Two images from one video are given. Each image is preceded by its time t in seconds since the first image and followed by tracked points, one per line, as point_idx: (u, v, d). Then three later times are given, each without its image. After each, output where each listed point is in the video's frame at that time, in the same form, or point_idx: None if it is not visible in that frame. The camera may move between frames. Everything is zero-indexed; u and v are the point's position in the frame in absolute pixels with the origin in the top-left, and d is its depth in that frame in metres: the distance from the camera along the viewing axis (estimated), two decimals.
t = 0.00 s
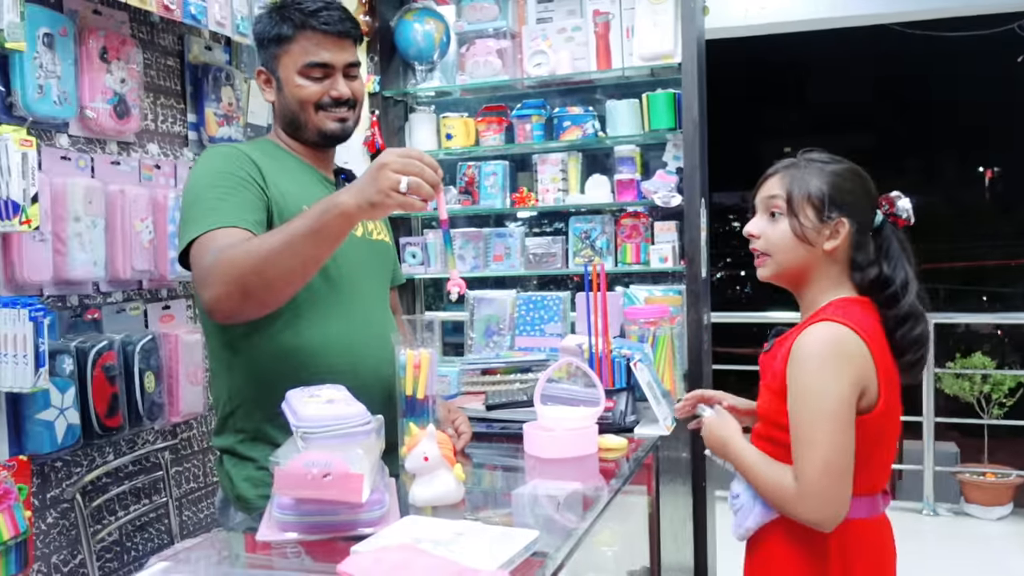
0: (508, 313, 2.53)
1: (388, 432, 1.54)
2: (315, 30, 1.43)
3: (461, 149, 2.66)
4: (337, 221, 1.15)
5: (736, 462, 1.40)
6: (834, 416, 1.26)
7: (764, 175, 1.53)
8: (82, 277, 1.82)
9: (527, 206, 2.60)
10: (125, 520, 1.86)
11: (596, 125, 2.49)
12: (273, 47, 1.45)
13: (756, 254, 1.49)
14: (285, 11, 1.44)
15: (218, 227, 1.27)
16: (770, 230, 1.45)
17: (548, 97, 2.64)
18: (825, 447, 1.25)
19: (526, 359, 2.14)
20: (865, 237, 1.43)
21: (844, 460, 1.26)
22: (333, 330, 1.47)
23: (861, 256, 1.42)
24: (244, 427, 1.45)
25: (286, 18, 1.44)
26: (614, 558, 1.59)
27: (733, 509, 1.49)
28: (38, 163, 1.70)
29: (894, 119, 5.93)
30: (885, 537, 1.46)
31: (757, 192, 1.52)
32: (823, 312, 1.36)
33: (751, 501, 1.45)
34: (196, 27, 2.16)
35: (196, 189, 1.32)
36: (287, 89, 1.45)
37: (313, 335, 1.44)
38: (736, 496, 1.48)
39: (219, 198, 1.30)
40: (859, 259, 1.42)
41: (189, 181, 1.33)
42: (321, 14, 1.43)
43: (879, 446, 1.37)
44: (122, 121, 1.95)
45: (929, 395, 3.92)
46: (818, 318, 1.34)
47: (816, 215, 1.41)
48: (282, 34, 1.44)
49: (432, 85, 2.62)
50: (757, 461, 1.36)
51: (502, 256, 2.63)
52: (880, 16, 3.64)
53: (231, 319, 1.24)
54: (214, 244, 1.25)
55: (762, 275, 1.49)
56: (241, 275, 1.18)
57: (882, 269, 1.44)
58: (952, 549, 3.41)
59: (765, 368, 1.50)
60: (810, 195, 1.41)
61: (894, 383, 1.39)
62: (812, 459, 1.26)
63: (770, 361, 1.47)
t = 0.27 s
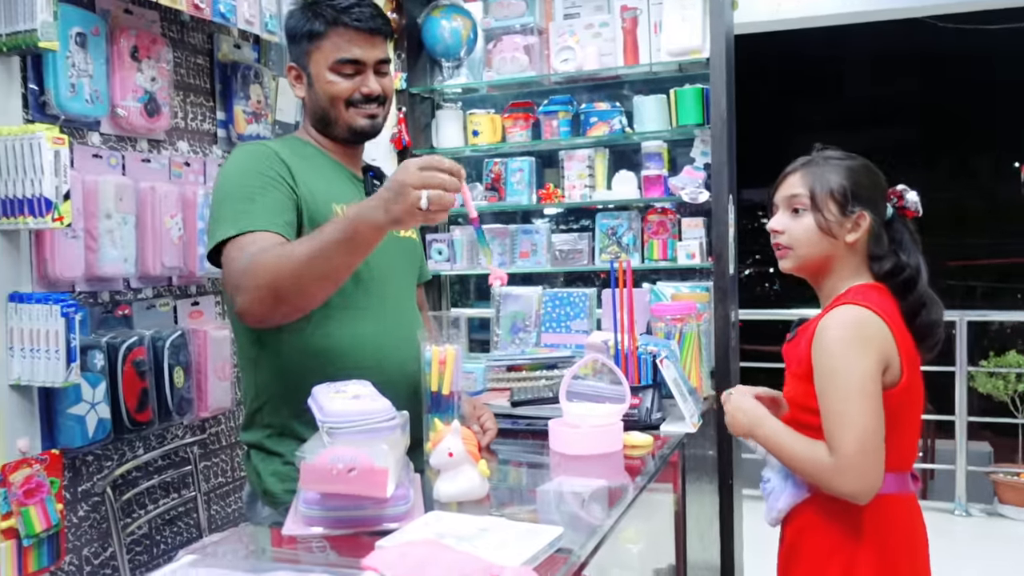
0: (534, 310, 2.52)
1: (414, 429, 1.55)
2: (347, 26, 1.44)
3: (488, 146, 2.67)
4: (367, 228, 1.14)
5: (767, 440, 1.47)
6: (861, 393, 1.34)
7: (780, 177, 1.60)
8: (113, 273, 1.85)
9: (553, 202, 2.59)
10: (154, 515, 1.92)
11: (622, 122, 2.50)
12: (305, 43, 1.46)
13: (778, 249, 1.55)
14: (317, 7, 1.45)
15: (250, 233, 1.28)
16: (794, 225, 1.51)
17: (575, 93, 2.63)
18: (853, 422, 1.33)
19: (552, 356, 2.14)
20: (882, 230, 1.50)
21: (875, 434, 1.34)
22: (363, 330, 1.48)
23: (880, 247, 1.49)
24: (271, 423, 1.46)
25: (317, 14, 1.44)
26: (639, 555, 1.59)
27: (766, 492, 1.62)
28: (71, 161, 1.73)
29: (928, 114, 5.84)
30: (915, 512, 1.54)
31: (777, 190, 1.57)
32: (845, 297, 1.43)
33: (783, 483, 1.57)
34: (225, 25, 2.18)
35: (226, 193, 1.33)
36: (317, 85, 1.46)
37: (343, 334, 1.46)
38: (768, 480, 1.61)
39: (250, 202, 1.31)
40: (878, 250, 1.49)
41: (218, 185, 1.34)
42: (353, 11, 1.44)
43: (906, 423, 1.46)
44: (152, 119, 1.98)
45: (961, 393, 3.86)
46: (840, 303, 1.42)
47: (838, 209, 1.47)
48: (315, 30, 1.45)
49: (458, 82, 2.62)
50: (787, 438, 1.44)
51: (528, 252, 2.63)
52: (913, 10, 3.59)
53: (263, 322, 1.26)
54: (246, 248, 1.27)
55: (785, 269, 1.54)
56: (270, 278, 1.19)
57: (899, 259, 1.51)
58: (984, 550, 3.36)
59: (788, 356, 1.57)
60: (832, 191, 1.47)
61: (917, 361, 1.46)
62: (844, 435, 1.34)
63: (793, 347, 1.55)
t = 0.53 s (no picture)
0: (542, 307, 2.52)
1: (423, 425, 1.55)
2: (360, 18, 1.44)
3: (495, 143, 2.66)
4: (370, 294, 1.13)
5: (761, 429, 1.47)
6: (863, 380, 1.33)
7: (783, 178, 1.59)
8: (122, 270, 1.86)
9: (562, 198, 2.59)
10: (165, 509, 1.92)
11: (631, 118, 2.48)
12: (317, 35, 1.46)
13: (784, 250, 1.54)
14: None
15: (259, 248, 1.29)
16: (798, 225, 1.50)
17: (584, 89, 2.62)
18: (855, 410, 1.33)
19: (559, 352, 2.13)
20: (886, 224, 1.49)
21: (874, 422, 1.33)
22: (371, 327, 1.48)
23: (884, 242, 1.48)
24: (280, 419, 1.47)
25: (329, 7, 1.45)
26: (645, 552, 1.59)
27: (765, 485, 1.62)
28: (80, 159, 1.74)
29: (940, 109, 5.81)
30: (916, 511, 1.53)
31: (780, 192, 1.56)
32: (846, 291, 1.43)
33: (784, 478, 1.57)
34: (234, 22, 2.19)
35: (233, 205, 1.33)
36: (329, 78, 1.46)
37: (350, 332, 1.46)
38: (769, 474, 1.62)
39: (259, 215, 1.32)
40: (882, 245, 1.48)
41: (225, 195, 1.34)
42: (366, 3, 1.44)
43: (905, 416, 1.45)
44: (162, 116, 1.99)
45: (973, 391, 3.84)
46: (843, 295, 1.42)
47: (840, 206, 1.46)
48: (327, 22, 1.45)
49: (467, 78, 2.62)
50: (782, 427, 1.44)
51: (536, 249, 2.63)
52: (924, 5, 3.57)
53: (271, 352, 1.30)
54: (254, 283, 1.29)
55: (793, 268, 1.54)
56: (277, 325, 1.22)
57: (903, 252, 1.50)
58: (995, 547, 3.34)
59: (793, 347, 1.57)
60: (834, 188, 1.47)
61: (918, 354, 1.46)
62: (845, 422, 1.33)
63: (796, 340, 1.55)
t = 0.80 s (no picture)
0: (541, 301, 2.54)
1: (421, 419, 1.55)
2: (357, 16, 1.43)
3: (495, 137, 2.66)
4: (384, 326, 1.24)
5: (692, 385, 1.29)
6: (827, 366, 1.29)
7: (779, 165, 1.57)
8: (120, 265, 1.86)
9: (561, 192, 2.59)
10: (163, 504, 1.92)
11: (630, 112, 2.47)
12: (313, 31, 1.46)
13: (777, 239, 1.53)
14: None
15: (260, 254, 1.31)
16: (789, 216, 1.49)
17: (583, 83, 2.61)
18: (810, 392, 1.28)
19: (558, 347, 2.13)
20: (879, 216, 1.47)
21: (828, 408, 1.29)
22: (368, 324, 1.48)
23: (876, 234, 1.46)
24: (277, 414, 1.46)
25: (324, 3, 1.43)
26: (644, 545, 1.59)
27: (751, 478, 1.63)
28: (77, 154, 1.73)
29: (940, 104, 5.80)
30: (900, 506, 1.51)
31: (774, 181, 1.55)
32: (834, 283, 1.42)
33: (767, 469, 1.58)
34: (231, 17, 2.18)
35: (231, 206, 1.34)
36: (325, 74, 1.46)
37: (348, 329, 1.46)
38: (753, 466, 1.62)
39: (257, 219, 1.33)
40: (875, 237, 1.46)
41: (223, 197, 1.34)
42: None
43: (885, 411, 1.43)
44: (159, 111, 1.98)
45: (972, 385, 3.84)
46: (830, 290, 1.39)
47: (832, 198, 1.44)
48: (324, 18, 1.44)
49: (465, 73, 2.62)
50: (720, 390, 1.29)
51: (535, 244, 2.62)
52: None
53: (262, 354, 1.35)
54: (251, 290, 1.31)
55: (785, 259, 1.53)
56: (281, 338, 1.27)
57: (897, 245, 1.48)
58: (994, 541, 3.34)
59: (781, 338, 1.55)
60: (826, 179, 1.44)
61: (904, 352, 1.42)
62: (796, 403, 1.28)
63: (786, 332, 1.54)
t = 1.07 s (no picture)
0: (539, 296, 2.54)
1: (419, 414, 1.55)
2: (348, 13, 1.42)
3: (492, 132, 2.66)
4: (389, 320, 1.27)
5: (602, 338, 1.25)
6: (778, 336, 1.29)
7: (769, 159, 1.53)
8: (118, 260, 1.85)
9: (559, 187, 2.59)
10: (163, 499, 1.92)
11: (627, 106, 2.47)
12: (305, 28, 1.45)
13: (768, 236, 1.49)
14: None
15: (261, 251, 1.31)
16: (782, 213, 1.45)
17: (581, 77, 2.61)
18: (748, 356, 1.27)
19: (556, 341, 2.08)
20: (873, 209, 1.44)
21: (765, 377, 1.27)
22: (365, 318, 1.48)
23: (871, 228, 1.43)
24: (275, 410, 1.46)
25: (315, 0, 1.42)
26: (643, 539, 1.60)
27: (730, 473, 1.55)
28: (74, 149, 1.73)
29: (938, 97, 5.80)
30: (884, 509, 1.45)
31: (765, 176, 1.51)
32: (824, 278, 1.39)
33: (747, 464, 1.51)
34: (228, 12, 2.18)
35: (229, 204, 1.33)
36: (317, 71, 1.46)
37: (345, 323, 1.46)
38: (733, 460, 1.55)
39: (256, 216, 1.33)
40: (869, 231, 1.43)
41: (220, 195, 1.34)
42: None
43: (864, 411, 1.38)
44: (156, 106, 1.98)
45: (970, 378, 3.84)
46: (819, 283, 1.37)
47: (824, 193, 1.41)
48: (314, 15, 1.43)
49: (463, 67, 2.60)
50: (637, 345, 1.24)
51: (533, 238, 2.62)
52: None
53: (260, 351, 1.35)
54: (252, 288, 1.32)
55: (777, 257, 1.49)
56: (286, 336, 1.28)
57: (891, 239, 1.45)
58: (992, 534, 3.35)
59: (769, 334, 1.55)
60: (817, 174, 1.42)
61: (886, 355, 1.39)
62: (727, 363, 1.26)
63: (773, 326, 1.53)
